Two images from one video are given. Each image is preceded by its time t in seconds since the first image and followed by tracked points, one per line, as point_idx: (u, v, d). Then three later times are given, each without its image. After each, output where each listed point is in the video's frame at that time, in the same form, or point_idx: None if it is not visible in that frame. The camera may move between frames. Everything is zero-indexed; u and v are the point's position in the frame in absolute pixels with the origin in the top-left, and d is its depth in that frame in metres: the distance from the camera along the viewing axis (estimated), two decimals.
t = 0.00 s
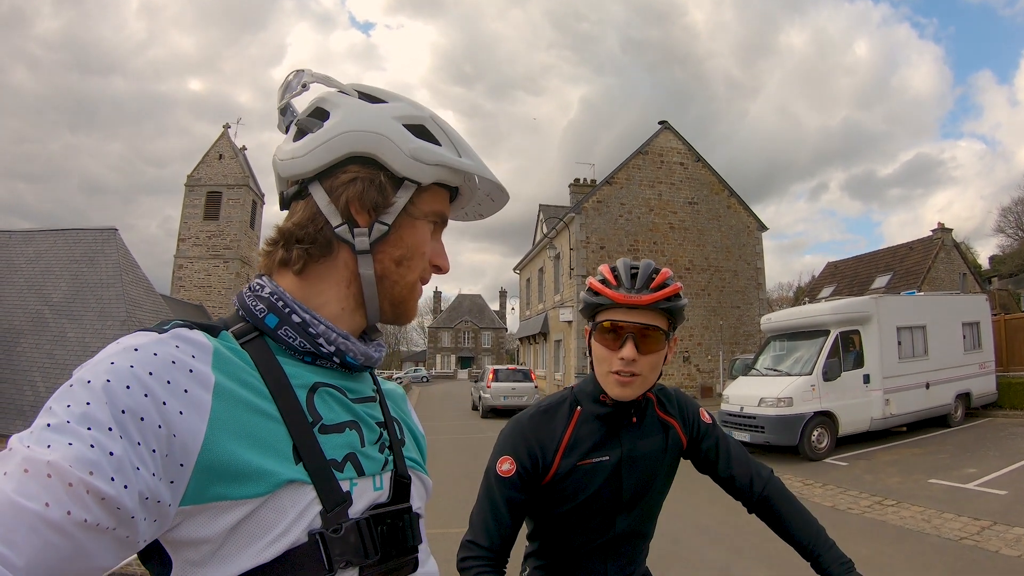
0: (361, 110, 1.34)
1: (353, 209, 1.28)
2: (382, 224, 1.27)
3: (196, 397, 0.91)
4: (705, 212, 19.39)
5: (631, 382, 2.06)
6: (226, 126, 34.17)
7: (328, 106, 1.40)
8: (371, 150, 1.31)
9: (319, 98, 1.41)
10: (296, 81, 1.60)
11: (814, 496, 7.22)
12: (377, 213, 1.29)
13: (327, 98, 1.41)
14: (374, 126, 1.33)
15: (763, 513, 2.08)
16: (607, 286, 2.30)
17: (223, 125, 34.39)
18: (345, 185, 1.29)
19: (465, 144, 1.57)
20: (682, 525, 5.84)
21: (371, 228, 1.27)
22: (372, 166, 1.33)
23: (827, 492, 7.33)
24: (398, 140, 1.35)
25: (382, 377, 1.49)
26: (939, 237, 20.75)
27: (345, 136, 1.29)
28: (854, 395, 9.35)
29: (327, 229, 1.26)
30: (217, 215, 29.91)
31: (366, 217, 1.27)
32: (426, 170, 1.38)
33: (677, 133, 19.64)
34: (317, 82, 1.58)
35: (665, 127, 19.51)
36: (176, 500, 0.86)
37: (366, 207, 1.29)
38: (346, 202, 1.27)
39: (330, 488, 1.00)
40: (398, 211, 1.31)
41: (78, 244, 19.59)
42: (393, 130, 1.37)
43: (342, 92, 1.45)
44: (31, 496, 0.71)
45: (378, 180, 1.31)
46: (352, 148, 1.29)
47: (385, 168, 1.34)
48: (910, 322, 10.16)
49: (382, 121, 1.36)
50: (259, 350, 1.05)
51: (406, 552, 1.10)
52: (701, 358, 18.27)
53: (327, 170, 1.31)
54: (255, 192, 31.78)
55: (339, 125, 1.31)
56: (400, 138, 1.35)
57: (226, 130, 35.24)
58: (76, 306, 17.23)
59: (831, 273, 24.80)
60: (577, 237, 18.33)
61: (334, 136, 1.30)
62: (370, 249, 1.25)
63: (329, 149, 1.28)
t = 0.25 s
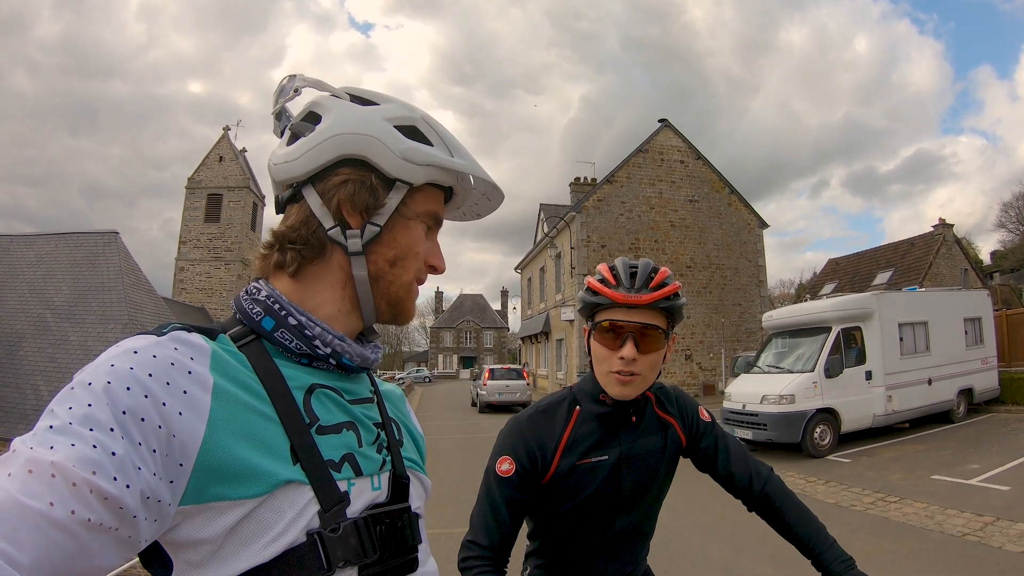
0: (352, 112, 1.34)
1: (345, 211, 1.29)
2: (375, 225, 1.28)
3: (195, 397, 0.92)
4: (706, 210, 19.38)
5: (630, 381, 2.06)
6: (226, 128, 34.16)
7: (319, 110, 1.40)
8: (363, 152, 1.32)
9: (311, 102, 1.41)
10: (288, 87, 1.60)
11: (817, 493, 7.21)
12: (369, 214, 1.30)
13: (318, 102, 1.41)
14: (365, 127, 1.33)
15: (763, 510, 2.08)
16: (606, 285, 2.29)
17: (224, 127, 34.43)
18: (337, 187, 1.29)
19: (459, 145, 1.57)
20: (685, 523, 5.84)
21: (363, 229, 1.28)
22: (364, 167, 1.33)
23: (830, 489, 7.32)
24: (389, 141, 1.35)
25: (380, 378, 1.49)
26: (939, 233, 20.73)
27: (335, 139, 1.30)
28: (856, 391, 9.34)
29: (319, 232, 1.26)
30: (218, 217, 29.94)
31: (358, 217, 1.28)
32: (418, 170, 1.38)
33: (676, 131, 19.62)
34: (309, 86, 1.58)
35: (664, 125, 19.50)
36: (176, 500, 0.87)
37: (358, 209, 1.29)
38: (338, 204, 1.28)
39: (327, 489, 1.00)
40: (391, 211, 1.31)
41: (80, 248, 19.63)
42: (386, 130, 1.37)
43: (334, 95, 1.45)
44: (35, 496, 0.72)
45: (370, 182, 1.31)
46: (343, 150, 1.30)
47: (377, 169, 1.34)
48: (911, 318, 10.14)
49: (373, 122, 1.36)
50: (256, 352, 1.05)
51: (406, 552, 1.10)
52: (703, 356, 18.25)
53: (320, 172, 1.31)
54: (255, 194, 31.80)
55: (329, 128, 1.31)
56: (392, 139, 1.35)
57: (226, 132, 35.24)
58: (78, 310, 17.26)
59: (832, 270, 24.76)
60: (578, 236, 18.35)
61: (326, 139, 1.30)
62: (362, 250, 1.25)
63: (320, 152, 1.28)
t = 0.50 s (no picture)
0: (340, 111, 1.34)
1: (334, 211, 1.29)
2: (363, 225, 1.28)
3: (188, 399, 0.92)
4: (707, 209, 19.36)
5: (627, 380, 2.06)
6: (226, 131, 34.18)
7: (309, 110, 1.41)
8: (353, 151, 1.32)
9: (300, 103, 1.42)
10: (278, 88, 1.60)
11: (820, 492, 7.19)
12: (358, 214, 1.30)
13: (307, 103, 1.41)
14: (353, 126, 1.33)
15: (763, 509, 2.08)
16: (603, 284, 2.29)
17: (224, 130, 34.48)
18: (325, 188, 1.29)
19: (449, 143, 1.57)
20: (687, 523, 5.83)
21: (353, 228, 1.27)
22: (353, 167, 1.33)
23: (833, 488, 7.31)
24: (377, 140, 1.35)
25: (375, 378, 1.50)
26: (940, 231, 20.70)
27: (323, 138, 1.30)
28: (858, 390, 9.32)
29: (309, 232, 1.27)
30: (219, 220, 29.97)
31: (348, 217, 1.28)
32: (407, 169, 1.37)
33: (677, 130, 19.62)
34: (299, 87, 1.58)
35: (665, 125, 19.51)
36: (171, 501, 0.87)
37: (347, 208, 1.29)
38: (327, 204, 1.28)
39: (322, 489, 1.00)
40: (380, 210, 1.31)
41: (81, 252, 19.65)
42: (375, 129, 1.37)
43: (323, 96, 1.45)
44: (32, 500, 0.72)
45: (358, 181, 1.31)
46: (330, 151, 1.30)
47: (365, 168, 1.34)
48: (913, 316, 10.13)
49: (362, 122, 1.36)
50: (249, 353, 1.05)
51: (402, 552, 1.10)
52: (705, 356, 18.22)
53: (309, 173, 1.31)
54: (256, 196, 31.84)
55: (318, 128, 1.31)
56: (380, 138, 1.35)
57: (227, 135, 35.28)
58: (80, 314, 17.28)
59: (833, 268, 24.74)
60: (579, 237, 18.35)
61: (314, 138, 1.30)
62: (352, 250, 1.26)
63: (308, 152, 1.28)
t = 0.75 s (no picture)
0: (334, 113, 1.34)
1: (328, 213, 1.29)
2: (359, 226, 1.28)
3: (186, 404, 0.92)
4: (709, 209, 19.33)
5: (628, 380, 2.06)
6: (228, 133, 34.22)
7: (302, 113, 1.41)
8: (349, 153, 1.32)
9: (294, 106, 1.42)
10: (271, 91, 1.60)
11: (823, 492, 7.17)
12: (353, 215, 1.30)
13: (300, 105, 1.41)
14: (346, 128, 1.33)
15: (768, 510, 2.07)
16: (605, 286, 2.29)
17: (226, 133, 34.56)
18: (319, 190, 1.30)
19: (446, 143, 1.57)
20: (690, 523, 5.82)
21: (348, 230, 1.27)
22: (347, 168, 1.33)
23: (836, 488, 7.28)
24: (370, 141, 1.35)
25: (373, 381, 1.49)
26: (943, 230, 20.65)
27: (317, 141, 1.30)
28: (862, 389, 9.30)
29: (305, 235, 1.27)
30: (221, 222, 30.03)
31: (344, 219, 1.28)
32: (403, 170, 1.37)
33: (678, 130, 19.61)
34: (292, 89, 1.58)
35: (666, 125, 19.49)
36: (170, 506, 0.87)
37: (342, 210, 1.29)
38: (322, 206, 1.28)
39: (321, 493, 1.00)
40: (374, 212, 1.31)
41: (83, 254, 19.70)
42: (371, 130, 1.37)
43: (316, 98, 1.45)
44: (31, 507, 0.72)
45: (352, 182, 1.31)
46: (326, 153, 1.30)
47: (359, 170, 1.34)
48: (916, 315, 10.10)
49: (357, 123, 1.36)
50: (246, 357, 1.06)
51: (403, 555, 1.10)
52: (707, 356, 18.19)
53: (304, 175, 1.31)
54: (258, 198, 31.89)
55: (312, 130, 1.31)
56: (375, 139, 1.35)
57: (229, 137, 35.36)
58: (83, 316, 17.35)
59: (835, 267, 24.68)
60: (581, 237, 18.36)
61: (309, 141, 1.30)
62: (348, 252, 1.26)
63: (302, 155, 1.28)
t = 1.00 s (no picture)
0: (334, 118, 1.35)
1: (329, 217, 1.29)
2: (359, 230, 1.28)
3: (191, 408, 0.92)
4: (710, 210, 19.32)
5: (630, 382, 2.06)
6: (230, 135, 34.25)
7: (302, 118, 1.41)
8: (349, 158, 1.33)
9: (293, 111, 1.42)
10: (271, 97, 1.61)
11: (825, 493, 7.16)
12: (354, 219, 1.30)
13: (301, 111, 1.42)
14: (346, 133, 1.34)
15: (770, 511, 2.07)
16: (607, 288, 2.29)
17: (228, 135, 34.61)
18: (320, 195, 1.30)
19: (445, 146, 1.57)
20: (693, 524, 5.82)
21: (349, 234, 1.28)
22: (347, 173, 1.34)
23: (839, 488, 7.28)
24: (370, 145, 1.35)
25: (375, 384, 1.50)
26: (945, 230, 20.62)
27: (317, 147, 1.31)
28: (864, 390, 9.29)
29: (306, 240, 1.28)
30: (223, 224, 30.07)
31: (345, 223, 1.29)
32: (402, 173, 1.38)
33: (679, 131, 19.60)
34: (292, 95, 1.59)
35: (667, 125, 19.49)
36: (176, 509, 0.88)
37: (342, 214, 1.30)
38: (322, 211, 1.29)
39: (324, 495, 1.01)
40: (375, 216, 1.32)
41: (86, 256, 19.73)
42: (370, 134, 1.38)
43: (316, 103, 1.46)
44: (39, 509, 0.73)
45: (352, 187, 1.32)
46: (326, 158, 1.31)
47: (360, 174, 1.35)
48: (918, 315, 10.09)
49: (357, 128, 1.37)
50: (249, 361, 1.06)
51: (406, 558, 1.11)
52: (709, 356, 18.18)
53: (305, 180, 1.32)
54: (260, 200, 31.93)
55: (312, 135, 1.32)
56: (373, 143, 1.36)
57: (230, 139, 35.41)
58: (85, 318, 17.37)
59: (837, 267, 24.66)
60: (582, 238, 18.36)
61: (309, 146, 1.31)
62: (349, 256, 1.26)
63: (302, 160, 1.29)
